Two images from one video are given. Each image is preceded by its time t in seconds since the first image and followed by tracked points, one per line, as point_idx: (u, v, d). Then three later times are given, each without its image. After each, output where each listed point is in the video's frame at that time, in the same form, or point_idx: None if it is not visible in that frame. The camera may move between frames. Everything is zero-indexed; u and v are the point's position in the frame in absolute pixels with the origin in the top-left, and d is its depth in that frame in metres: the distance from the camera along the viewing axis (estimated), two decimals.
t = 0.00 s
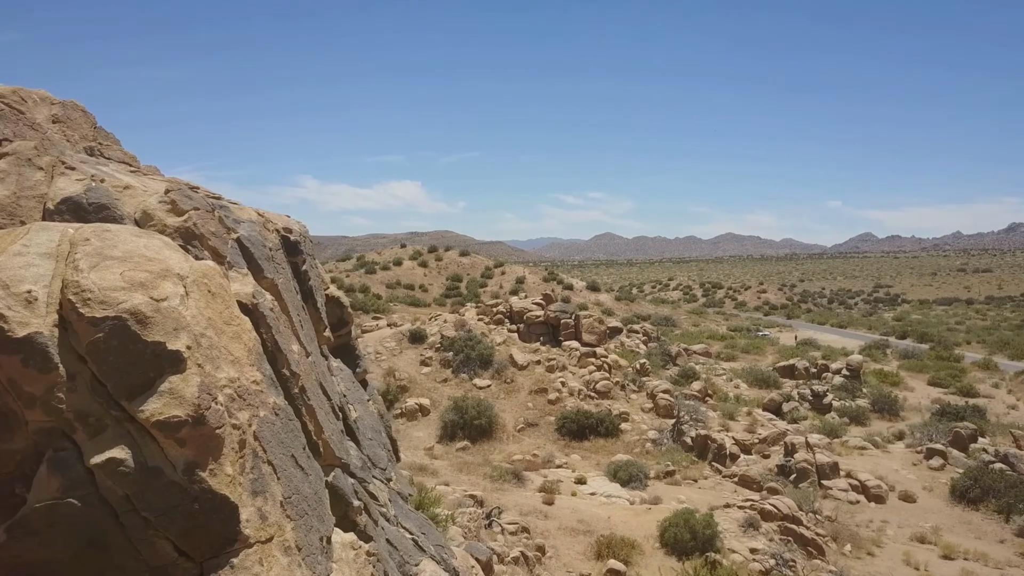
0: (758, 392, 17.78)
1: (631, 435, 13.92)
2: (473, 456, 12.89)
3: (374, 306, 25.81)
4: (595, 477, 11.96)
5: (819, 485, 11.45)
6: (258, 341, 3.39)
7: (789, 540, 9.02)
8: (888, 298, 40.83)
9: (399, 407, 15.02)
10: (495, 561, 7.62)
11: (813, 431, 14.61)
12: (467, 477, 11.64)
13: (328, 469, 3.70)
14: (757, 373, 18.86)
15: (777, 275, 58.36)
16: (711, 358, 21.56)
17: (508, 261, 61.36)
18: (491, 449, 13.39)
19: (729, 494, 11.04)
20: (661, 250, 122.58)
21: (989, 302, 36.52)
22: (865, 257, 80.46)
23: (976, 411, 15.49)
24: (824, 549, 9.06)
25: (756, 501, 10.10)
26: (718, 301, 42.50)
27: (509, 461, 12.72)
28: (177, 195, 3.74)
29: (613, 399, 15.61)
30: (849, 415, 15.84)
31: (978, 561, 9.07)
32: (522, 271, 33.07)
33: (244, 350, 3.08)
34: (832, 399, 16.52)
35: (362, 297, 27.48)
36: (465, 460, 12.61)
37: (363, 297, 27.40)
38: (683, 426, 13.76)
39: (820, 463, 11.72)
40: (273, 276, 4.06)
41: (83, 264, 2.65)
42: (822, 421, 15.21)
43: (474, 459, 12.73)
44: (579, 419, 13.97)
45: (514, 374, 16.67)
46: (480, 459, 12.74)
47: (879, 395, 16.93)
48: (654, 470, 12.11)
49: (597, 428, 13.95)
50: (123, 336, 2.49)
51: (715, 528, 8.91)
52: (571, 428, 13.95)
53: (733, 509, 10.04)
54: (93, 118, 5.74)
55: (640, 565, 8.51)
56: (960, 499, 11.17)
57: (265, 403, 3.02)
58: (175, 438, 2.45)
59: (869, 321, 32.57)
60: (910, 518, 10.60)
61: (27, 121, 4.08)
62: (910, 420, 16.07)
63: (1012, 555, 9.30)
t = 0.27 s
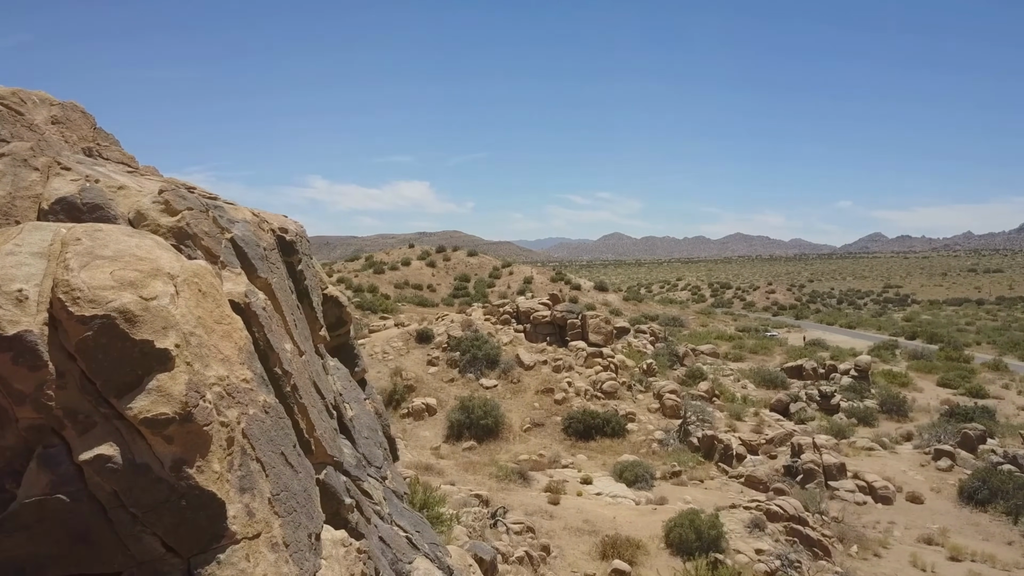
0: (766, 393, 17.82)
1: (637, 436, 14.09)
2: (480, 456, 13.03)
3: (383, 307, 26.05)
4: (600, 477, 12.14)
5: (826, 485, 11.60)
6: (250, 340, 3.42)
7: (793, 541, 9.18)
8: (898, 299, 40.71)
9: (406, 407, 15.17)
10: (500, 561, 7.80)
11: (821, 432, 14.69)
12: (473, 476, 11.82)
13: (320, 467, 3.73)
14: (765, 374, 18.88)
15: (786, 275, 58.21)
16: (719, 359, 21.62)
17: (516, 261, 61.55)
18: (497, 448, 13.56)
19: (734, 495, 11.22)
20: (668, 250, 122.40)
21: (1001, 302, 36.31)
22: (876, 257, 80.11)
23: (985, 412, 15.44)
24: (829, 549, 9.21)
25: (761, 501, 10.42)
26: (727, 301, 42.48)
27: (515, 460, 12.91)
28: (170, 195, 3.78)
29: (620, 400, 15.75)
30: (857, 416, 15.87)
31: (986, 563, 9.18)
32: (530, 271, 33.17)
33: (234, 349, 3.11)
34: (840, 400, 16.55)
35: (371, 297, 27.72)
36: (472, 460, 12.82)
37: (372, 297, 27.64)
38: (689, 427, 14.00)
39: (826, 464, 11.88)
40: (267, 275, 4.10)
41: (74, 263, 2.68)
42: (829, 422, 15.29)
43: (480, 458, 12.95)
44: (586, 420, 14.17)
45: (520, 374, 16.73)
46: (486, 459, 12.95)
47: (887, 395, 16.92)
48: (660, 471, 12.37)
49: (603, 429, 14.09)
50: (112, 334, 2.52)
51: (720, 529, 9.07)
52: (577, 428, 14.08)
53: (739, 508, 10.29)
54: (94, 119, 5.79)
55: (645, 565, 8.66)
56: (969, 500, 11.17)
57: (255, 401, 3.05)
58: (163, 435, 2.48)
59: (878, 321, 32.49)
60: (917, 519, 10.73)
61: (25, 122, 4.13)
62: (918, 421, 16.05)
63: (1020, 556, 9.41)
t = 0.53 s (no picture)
0: (774, 393, 17.82)
1: (645, 436, 14.12)
2: (487, 456, 13.12)
3: (392, 308, 26.23)
4: (607, 477, 12.20)
5: (834, 486, 11.77)
6: (239, 339, 3.46)
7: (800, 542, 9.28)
8: (909, 299, 40.54)
9: (414, 407, 15.27)
10: (505, 561, 7.89)
11: (830, 433, 14.69)
12: (480, 477, 11.93)
13: (310, 465, 3.76)
14: (774, 374, 18.86)
15: (795, 276, 58.02)
16: (728, 359, 21.63)
17: (525, 261, 61.65)
18: (504, 449, 13.63)
19: (741, 496, 11.27)
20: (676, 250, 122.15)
21: (1014, 302, 36.06)
22: (887, 257, 79.71)
23: (996, 413, 15.37)
24: (837, 550, 9.32)
25: (769, 502, 10.50)
26: (737, 301, 42.39)
27: (523, 460, 13.00)
28: (162, 196, 3.82)
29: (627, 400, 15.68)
30: (866, 417, 15.87)
31: (995, 565, 9.21)
32: (538, 271, 33.20)
33: (223, 347, 3.14)
34: (849, 401, 16.58)
35: (381, 298, 27.90)
36: (479, 460, 12.93)
37: (382, 298, 27.82)
38: (697, 428, 14.06)
39: (834, 464, 12.05)
40: (259, 275, 4.14)
41: (62, 262, 2.71)
42: (838, 423, 15.33)
43: (487, 459, 13.06)
44: (593, 420, 14.19)
45: (528, 374, 16.74)
46: (493, 459, 13.05)
47: (897, 396, 16.90)
48: (666, 471, 12.38)
49: (610, 429, 14.07)
50: (98, 332, 2.55)
51: (726, 530, 9.14)
52: (584, 428, 14.08)
53: (746, 510, 10.37)
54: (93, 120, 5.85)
55: (650, 565, 8.74)
56: (978, 502, 11.25)
57: (243, 399, 3.08)
58: (148, 431, 2.52)
59: (889, 322, 32.38)
60: (926, 520, 10.78)
61: (22, 123, 4.18)
62: (928, 422, 16.04)
63: None
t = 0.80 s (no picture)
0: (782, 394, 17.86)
1: (651, 437, 14.18)
2: (492, 456, 13.19)
3: (400, 308, 26.42)
4: (613, 478, 12.23)
5: (841, 487, 11.75)
6: (231, 338, 3.50)
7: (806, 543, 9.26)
8: (919, 299, 40.40)
9: (421, 407, 15.36)
10: (510, 561, 7.95)
11: (837, 434, 14.69)
12: (486, 476, 12.00)
13: (302, 463, 3.79)
14: (782, 375, 18.86)
15: (804, 275, 57.89)
16: (735, 360, 21.68)
17: (532, 261, 61.87)
18: (511, 449, 13.69)
19: (747, 497, 11.30)
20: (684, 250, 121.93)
21: None
22: (896, 257, 79.40)
23: (1005, 414, 15.31)
24: (843, 551, 9.39)
25: (774, 503, 10.56)
26: (745, 301, 42.38)
27: (529, 460, 13.06)
28: (156, 196, 3.86)
29: (634, 401, 15.87)
30: (874, 417, 15.93)
31: (1002, 567, 9.27)
32: (546, 271, 33.26)
33: (213, 346, 3.18)
34: (858, 401, 16.67)
35: (389, 298, 28.11)
36: (485, 460, 12.96)
37: (390, 298, 28.03)
38: (703, 428, 14.07)
39: (841, 465, 12.07)
40: (252, 275, 4.17)
41: (53, 262, 2.74)
42: (845, 423, 15.38)
43: (493, 459, 13.07)
44: (599, 421, 14.29)
45: (534, 374, 16.82)
46: (499, 459, 13.08)
47: (906, 397, 16.92)
48: (673, 472, 12.45)
49: (617, 430, 14.20)
50: (87, 331, 2.58)
51: (732, 530, 9.16)
52: (591, 428, 14.19)
53: (751, 510, 10.40)
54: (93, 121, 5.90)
55: (655, 566, 8.79)
56: (985, 504, 11.31)
57: (232, 397, 3.11)
58: (135, 429, 2.55)
59: (899, 322, 32.32)
60: (933, 522, 10.84)
61: (19, 125, 4.23)
62: (936, 422, 16.07)
63: None
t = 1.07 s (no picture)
0: (791, 394, 17.99)
1: (659, 437, 14.22)
2: (499, 456, 13.34)
3: (410, 308, 26.90)
4: (620, 478, 12.26)
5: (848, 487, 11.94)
6: (221, 337, 3.54)
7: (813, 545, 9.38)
8: (932, 300, 40.33)
9: (429, 407, 15.56)
10: (515, 561, 8.06)
11: (846, 434, 14.86)
12: (492, 476, 12.12)
13: (292, 461, 3.83)
14: (790, 375, 18.95)
15: (815, 275, 57.86)
16: (745, 360, 21.83)
17: (542, 262, 62.44)
18: (518, 449, 13.76)
19: (755, 498, 11.35)
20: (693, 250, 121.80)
21: None
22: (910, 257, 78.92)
23: (1016, 415, 15.27)
24: (850, 553, 9.53)
25: (781, 505, 10.67)
26: (756, 302, 42.50)
27: (535, 460, 13.09)
28: (148, 196, 3.91)
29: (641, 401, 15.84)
30: (884, 418, 16.07)
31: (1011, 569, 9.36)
32: (556, 271, 33.47)
33: (203, 345, 3.22)
34: (867, 402, 16.85)
35: (400, 299, 28.57)
36: (491, 460, 13.08)
37: (401, 299, 28.55)
38: (711, 429, 14.13)
39: (849, 466, 12.22)
40: (245, 275, 4.22)
41: (42, 262, 2.78)
42: (854, 424, 15.52)
43: (500, 459, 13.19)
44: (607, 421, 14.29)
45: (542, 374, 16.98)
46: (506, 459, 13.20)
47: (916, 398, 17.00)
48: (680, 472, 12.47)
49: (624, 430, 14.23)
50: (74, 330, 2.62)
51: (739, 531, 9.24)
52: (598, 429, 14.19)
53: (758, 511, 10.51)
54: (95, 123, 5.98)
55: (660, 567, 8.89)
56: (995, 505, 11.42)
57: (221, 396, 3.14)
58: (121, 427, 2.58)
59: (910, 322, 32.32)
60: (942, 524, 10.95)
61: (16, 126, 4.28)
62: (947, 424, 16.14)
63: None
